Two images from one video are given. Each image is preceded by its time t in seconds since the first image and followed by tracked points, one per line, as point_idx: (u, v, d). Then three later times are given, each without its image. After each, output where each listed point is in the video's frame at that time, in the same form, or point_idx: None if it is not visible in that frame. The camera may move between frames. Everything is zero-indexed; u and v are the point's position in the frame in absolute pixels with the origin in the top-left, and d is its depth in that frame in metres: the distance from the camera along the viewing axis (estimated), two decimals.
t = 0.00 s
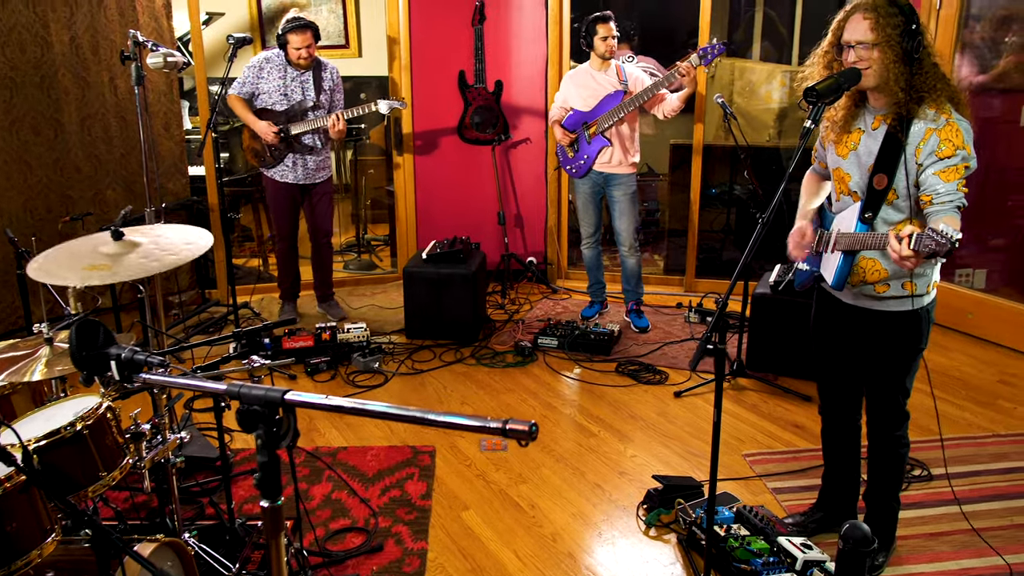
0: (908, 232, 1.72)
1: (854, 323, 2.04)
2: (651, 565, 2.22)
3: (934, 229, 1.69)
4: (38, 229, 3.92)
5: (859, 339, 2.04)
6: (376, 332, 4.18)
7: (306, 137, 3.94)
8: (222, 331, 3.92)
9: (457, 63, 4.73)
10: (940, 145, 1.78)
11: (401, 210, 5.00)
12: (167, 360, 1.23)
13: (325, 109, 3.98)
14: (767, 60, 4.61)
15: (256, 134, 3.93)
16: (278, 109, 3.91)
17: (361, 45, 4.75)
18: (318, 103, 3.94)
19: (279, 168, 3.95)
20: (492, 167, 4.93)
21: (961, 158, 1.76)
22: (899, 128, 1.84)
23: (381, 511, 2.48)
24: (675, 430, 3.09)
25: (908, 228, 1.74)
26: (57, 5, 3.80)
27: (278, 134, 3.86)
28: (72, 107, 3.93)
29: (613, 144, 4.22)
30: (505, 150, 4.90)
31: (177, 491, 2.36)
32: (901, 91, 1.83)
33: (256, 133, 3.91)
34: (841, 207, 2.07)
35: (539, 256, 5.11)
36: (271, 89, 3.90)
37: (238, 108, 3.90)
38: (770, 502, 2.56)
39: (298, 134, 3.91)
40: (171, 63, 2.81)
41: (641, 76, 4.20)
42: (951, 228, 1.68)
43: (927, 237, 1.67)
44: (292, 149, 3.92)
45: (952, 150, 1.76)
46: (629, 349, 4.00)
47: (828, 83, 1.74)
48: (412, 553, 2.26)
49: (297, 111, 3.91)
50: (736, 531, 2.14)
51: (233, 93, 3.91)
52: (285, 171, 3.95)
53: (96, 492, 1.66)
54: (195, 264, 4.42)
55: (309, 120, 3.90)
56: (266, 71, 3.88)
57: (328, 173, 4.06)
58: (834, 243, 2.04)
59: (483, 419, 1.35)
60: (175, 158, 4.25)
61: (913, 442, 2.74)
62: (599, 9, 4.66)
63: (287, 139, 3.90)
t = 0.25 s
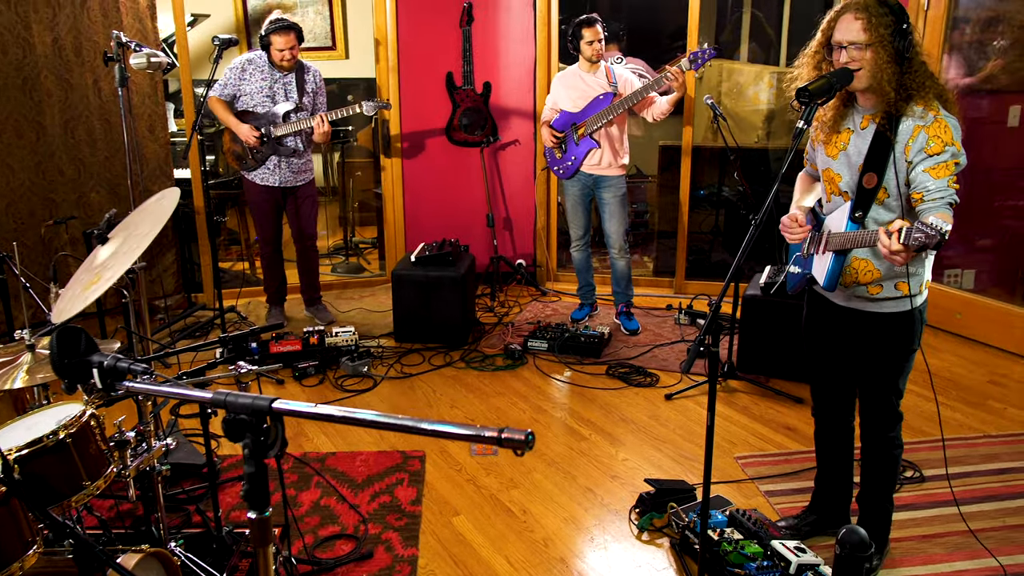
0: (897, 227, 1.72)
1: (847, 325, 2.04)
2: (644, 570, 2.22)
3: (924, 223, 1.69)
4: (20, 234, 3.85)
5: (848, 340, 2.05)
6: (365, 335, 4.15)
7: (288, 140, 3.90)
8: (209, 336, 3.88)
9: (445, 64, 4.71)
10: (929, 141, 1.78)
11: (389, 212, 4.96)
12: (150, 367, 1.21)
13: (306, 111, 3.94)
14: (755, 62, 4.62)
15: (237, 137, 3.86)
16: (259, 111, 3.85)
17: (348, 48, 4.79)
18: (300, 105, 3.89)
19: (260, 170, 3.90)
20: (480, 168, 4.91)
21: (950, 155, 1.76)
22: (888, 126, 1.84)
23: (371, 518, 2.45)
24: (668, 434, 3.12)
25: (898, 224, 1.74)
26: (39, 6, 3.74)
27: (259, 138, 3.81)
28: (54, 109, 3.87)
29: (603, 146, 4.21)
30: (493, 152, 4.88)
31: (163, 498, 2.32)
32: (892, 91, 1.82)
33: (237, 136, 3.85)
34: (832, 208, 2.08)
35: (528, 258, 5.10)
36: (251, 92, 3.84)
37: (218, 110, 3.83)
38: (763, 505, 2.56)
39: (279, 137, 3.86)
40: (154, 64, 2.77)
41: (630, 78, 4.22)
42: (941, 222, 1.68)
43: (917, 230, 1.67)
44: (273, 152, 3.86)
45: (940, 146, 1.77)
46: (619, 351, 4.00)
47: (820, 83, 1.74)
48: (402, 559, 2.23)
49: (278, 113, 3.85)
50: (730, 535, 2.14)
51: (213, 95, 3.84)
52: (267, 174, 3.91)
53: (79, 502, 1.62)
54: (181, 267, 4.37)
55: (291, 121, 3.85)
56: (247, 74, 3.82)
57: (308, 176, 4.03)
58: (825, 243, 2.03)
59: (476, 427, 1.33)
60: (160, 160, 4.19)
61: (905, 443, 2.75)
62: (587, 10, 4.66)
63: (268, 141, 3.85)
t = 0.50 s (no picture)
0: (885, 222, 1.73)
1: (845, 326, 2.03)
2: None
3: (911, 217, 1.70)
4: (9, 236, 3.82)
5: (847, 344, 2.04)
6: (359, 338, 4.12)
7: (276, 142, 3.87)
8: (201, 339, 3.84)
9: (438, 66, 4.69)
10: (923, 138, 1.77)
11: (382, 214, 4.94)
12: (140, 374, 1.17)
13: (294, 112, 3.91)
14: (748, 63, 4.62)
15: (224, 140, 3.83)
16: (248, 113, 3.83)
17: (340, 47, 4.75)
18: (287, 105, 3.87)
19: (250, 174, 3.86)
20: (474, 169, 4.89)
21: (945, 151, 1.74)
22: (883, 124, 1.83)
23: (365, 523, 2.43)
24: (664, 436, 3.10)
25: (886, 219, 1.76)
26: (28, 6, 3.70)
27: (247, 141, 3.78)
28: (43, 110, 3.83)
29: (597, 147, 4.20)
30: (487, 152, 4.86)
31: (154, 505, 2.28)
32: (890, 90, 1.81)
33: (224, 138, 3.82)
34: (829, 208, 2.07)
35: (522, 260, 5.07)
36: (240, 92, 3.81)
37: (205, 115, 3.79)
38: (761, 508, 2.54)
39: (267, 138, 3.83)
40: (143, 63, 2.74)
41: (624, 79, 4.21)
42: (928, 216, 1.68)
43: (903, 223, 1.68)
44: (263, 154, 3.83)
45: (935, 143, 1.75)
46: (615, 353, 3.99)
47: (820, 82, 1.73)
48: (398, 566, 2.21)
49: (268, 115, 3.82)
50: (729, 540, 2.13)
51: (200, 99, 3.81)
52: (256, 177, 3.87)
53: (68, 511, 1.60)
54: (172, 270, 4.33)
55: (279, 123, 3.81)
56: (234, 75, 3.79)
57: (298, 178, 4.00)
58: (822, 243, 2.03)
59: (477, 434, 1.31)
60: (151, 162, 4.15)
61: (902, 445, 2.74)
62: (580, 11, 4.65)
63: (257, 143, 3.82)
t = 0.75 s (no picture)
0: (897, 228, 1.70)
1: (861, 331, 1.99)
2: None
3: (922, 223, 1.66)
4: (15, 237, 3.81)
5: (864, 348, 2.00)
6: (366, 341, 4.10)
7: (279, 145, 3.85)
8: (207, 341, 3.83)
9: (446, 67, 4.66)
10: (939, 142, 1.73)
11: (390, 216, 4.92)
12: (146, 379, 1.15)
13: (296, 114, 3.89)
14: (758, 65, 4.58)
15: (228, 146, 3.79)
16: (248, 117, 3.78)
17: (348, 49, 4.72)
18: (291, 108, 3.84)
19: (255, 177, 3.84)
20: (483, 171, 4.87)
21: (962, 155, 1.71)
22: (900, 126, 1.80)
23: (374, 529, 2.41)
24: (674, 440, 3.07)
25: (898, 224, 1.72)
26: (35, 6, 3.69)
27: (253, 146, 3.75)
28: (50, 111, 3.82)
29: (606, 149, 4.16)
30: (495, 154, 4.84)
31: (161, 509, 2.26)
32: (908, 91, 1.78)
33: (227, 143, 3.79)
34: (844, 211, 2.03)
35: (530, 262, 5.05)
36: (240, 96, 3.77)
37: (207, 122, 3.77)
38: (774, 515, 2.51)
39: (272, 141, 3.81)
40: (150, 62, 2.72)
41: (633, 81, 4.20)
42: (939, 221, 1.64)
43: (914, 230, 1.65)
44: (268, 157, 3.81)
45: (952, 147, 1.72)
46: (624, 357, 3.96)
47: (838, 83, 1.70)
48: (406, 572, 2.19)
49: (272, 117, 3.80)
50: (743, 547, 2.10)
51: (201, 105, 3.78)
52: (261, 181, 3.85)
53: (74, 516, 1.57)
54: (179, 272, 4.32)
55: (282, 125, 3.80)
56: (233, 79, 3.75)
57: (303, 179, 3.98)
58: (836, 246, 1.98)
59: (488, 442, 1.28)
60: (158, 163, 4.14)
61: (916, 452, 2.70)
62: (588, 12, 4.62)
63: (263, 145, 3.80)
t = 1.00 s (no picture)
0: (926, 236, 1.66)
1: (891, 338, 1.94)
2: None
3: (952, 232, 1.61)
4: (36, 239, 3.85)
5: (896, 354, 1.93)
6: (383, 344, 4.08)
7: (297, 147, 3.83)
8: (225, 343, 3.82)
9: (466, 69, 4.67)
10: (973, 146, 1.68)
11: (408, 219, 4.92)
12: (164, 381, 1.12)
13: (313, 117, 3.88)
14: (780, 67, 4.52)
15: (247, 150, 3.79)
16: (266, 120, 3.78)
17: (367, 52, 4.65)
18: (308, 110, 3.83)
19: (273, 180, 3.84)
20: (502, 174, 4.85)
21: (997, 159, 1.66)
22: (932, 129, 1.75)
23: (391, 534, 2.39)
24: (695, 447, 3.02)
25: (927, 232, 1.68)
26: (57, 8, 3.72)
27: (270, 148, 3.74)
28: (71, 113, 3.84)
29: (624, 152, 4.12)
30: (514, 157, 4.82)
31: (178, 511, 2.25)
32: (942, 93, 1.71)
33: (245, 146, 3.79)
34: (874, 214, 1.98)
35: (549, 265, 5.01)
36: (255, 100, 3.76)
37: (226, 126, 3.77)
38: (799, 524, 2.45)
39: (290, 143, 3.80)
40: (170, 61, 2.73)
41: (654, 84, 4.10)
42: (969, 231, 1.59)
43: (944, 239, 1.60)
44: (286, 160, 3.81)
45: (986, 151, 1.67)
46: (644, 362, 3.91)
47: (869, 84, 1.65)
48: None
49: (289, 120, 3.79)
50: (767, 557, 2.05)
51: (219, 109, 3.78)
52: (279, 184, 3.85)
53: (91, 519, 1.56)
54: (197, 273, 4.33)
55: (300, 128, 3.79)
56: (249, 82, 3.74)
57: (321, 181, 3.98)
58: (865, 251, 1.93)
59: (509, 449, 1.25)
60: (177, 164, 4.16)
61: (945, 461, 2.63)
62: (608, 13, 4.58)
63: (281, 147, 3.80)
